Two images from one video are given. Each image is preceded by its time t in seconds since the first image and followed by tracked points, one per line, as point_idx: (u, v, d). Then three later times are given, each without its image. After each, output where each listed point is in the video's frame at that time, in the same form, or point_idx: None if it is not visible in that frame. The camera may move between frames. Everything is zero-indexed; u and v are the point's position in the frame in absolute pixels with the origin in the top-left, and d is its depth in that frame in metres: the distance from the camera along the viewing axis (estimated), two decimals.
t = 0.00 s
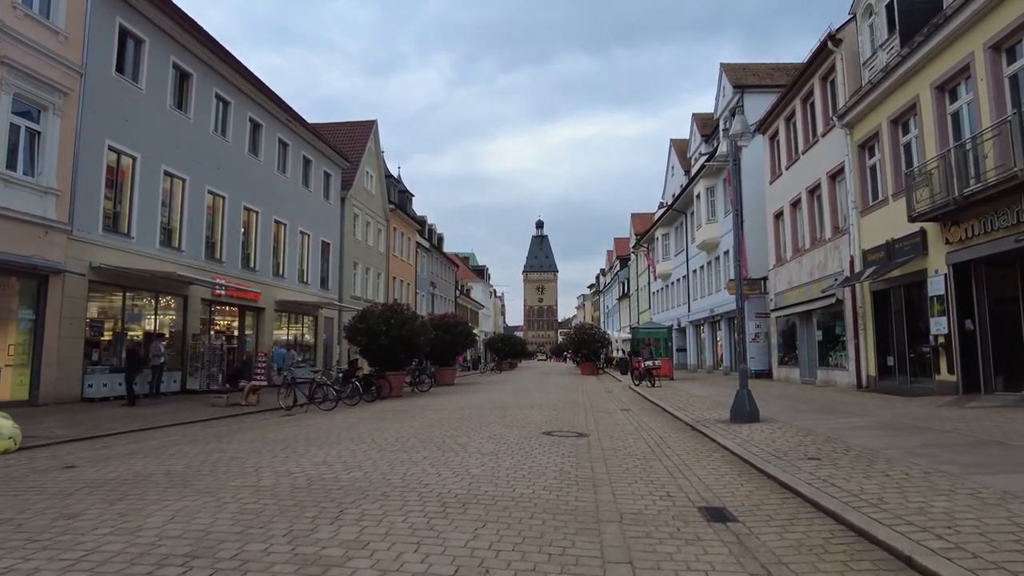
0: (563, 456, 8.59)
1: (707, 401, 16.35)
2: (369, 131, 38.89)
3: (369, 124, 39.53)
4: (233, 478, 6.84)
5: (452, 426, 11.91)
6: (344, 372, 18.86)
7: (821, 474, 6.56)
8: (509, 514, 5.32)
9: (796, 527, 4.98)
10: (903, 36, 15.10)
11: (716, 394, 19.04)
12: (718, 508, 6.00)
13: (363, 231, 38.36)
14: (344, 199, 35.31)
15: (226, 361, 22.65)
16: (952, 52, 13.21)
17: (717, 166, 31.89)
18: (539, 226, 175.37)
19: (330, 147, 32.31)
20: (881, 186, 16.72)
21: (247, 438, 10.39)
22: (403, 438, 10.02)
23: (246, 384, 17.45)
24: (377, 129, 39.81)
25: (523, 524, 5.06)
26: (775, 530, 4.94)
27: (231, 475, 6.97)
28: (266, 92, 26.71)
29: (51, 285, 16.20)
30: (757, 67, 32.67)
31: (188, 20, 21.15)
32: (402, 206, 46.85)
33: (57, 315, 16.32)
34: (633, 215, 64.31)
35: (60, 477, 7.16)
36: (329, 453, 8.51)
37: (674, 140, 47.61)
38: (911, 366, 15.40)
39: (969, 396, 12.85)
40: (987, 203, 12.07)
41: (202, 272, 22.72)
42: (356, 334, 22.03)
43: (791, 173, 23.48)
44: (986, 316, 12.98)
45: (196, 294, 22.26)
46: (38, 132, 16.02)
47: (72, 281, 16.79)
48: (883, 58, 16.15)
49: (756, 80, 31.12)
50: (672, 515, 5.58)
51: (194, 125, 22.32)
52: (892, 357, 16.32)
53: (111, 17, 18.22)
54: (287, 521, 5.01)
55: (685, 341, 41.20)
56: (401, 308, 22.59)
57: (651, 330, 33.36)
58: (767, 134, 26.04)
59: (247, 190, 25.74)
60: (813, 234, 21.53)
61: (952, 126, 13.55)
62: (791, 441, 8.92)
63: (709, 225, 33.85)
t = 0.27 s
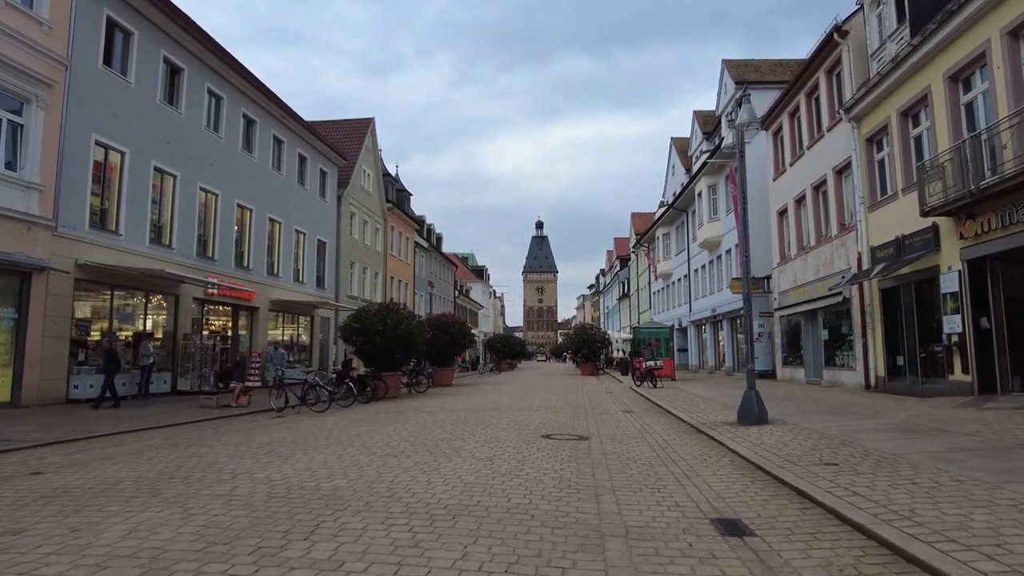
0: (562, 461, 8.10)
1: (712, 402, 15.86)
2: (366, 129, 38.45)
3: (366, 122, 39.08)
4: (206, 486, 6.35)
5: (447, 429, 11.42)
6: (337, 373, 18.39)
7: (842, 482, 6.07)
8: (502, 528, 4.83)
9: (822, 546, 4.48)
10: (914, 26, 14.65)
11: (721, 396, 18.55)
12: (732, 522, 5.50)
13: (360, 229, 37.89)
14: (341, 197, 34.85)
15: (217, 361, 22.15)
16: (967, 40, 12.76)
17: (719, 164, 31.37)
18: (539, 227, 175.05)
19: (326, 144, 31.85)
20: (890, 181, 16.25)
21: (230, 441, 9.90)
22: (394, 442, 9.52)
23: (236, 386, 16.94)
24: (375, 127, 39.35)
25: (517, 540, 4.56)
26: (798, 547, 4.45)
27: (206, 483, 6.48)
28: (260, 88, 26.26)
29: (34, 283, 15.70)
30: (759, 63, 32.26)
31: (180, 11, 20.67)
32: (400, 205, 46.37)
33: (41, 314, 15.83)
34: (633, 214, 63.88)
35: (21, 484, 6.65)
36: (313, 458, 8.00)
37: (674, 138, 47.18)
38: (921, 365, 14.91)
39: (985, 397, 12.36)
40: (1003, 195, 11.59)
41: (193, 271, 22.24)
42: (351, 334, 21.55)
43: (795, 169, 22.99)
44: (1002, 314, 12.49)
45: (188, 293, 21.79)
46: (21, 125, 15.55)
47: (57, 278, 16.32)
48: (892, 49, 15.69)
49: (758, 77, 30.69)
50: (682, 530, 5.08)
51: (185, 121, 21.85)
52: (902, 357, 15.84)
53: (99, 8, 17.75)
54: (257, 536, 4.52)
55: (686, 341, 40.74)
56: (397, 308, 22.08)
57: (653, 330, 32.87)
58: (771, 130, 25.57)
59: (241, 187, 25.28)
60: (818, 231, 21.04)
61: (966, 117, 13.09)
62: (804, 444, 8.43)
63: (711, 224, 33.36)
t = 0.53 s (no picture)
0: (562, 470, 7.62)
1: (717, 405, 15.37)
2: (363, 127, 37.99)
3: (363, 120, 38.62)
4: (178, 500, 5.86)
5: (443, 434, 10.93)
6: (330, 376, 17.95)
7: (866, 495, 5.58)
8: (495, 552, 4.34)
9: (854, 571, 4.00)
10: (926, 16, 14.18)
11: (725, 398, 18.07)
12: (750, 541, 5.00)
13: (357, 229, 37.41)
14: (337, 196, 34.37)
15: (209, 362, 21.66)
16: (982, 29, 12.29)
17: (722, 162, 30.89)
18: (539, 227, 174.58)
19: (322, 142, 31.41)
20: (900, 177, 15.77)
21: (214, 449, 9.41)
22: (385, 448, 9.04)
23: (226, 388, 16.46)
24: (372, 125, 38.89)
25: (512, 566, 4.07)
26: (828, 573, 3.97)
27: (177, 496, 5.99)
28: (255, 84, 25.80)
29: (17, 282, 15.23)
30: (762, 60, 31.83)
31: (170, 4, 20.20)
32: (398, 204, 45.92)
33: (25, 314, 15.35)
34: (634, 214, 63.45)
35: None
36: (297, 468, 7.52)
37: (675, 137, 46.75)
38: (933, 367, 14.43)
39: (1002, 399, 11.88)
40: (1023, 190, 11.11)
41: (185, 270, 21.77)
42: (347, 335, 21.06)
43: (800, 166, 22.51)
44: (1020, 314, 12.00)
45: (179, 293, 21.32)
46: (5, 119, 15.08)
47: (41, 278, 15.84)
48: (902, 41, 15.22)
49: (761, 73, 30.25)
50: (695, 551, 4.60)
51: (177, 117, 21.39)
52: (913, 358, 15.36)
53: None
54: (221, 562, 4.04)
55: (688, 342, 40.27)
56: (394, 308, 21.61)
57: (654, 331, 32.40)
58: (775, 127, 25.09)
59: (234, 185, 24.80)
60: (824, 229, 20.58)
61: (981, 109, 12.64)
62: (818, 451, 7.94)
63: (712, 223, 32.89)
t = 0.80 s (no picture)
0: (565, 475, 7.11)
1: (724, 406, 14.86)
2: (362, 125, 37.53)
3: (362, 118, 38.17)
4: (145, 509, 5.34)
5: (438, 436, 10.44)
6: (325, 376, 17.47)
7: (900, 506, 5.06)
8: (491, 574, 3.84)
9: None
10: (940, 4, 13.70)
11: (731, 398, 17.56)
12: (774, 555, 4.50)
13: (355, 227, 36.95)
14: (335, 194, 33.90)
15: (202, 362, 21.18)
16: (1002, 15, 11.81)
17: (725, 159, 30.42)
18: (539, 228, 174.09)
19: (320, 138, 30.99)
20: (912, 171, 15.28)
21: (196, 451, 8.91)
22: (377, 452, 8.54)
23: (216, 388, 15.97)
24: (371, 123, 38.43)
25: None
26: None
27: (146, 504, 5.48)
28: (250, 79, 25.33)
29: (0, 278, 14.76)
30: (766, 55, 31.37)
31: None
32: (397, 203, 45.47)
33: (8, 312, 14.88)
34: (635, 214, 62.98)
35: None
36: (281, 473, 7.03)
37: (677, 135, 46.30)
38: (947, 366, 13.94)
39: None
40: None
41: (178, 267, 21.28)
42: (343, 335, 20.57)
43: (806, 162, 22.01)
44: None
45: (171, 291, 20.84)
46: None
47: (26, 274, 15.36)
48: (915, 31, 14.74)
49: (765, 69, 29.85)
50: (715, 570, 4.10)
51: (169, 111, 20.91)
52: (925, 358, 14.87)
53: None
54: None
55: (690, 342, 39.80)
56: (390, 307, 21.13)
57: (656, 331, 31.90)
58: (780, 123, 24.61)
59: (228, 182, 24.33)
60: (831, 227, 20.10)
61: (999, 99, 12.16)
62: (838, 456, 7.44)
63: (715, 222, 32.34)
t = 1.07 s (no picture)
0: (565, 487, 6.59)
1: (731, 411, 14.32)
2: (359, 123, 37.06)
3: (359, 116, 37.69)
4: (101, 529, 4.82)
5: (433, 442, 9.93)
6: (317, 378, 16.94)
7: (940, 527, 4.53)
8: None
9: None
10: None
11: (736, 402, 17.02)
12: None
13: (353, 227, 36.44)
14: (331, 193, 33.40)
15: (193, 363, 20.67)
16: None
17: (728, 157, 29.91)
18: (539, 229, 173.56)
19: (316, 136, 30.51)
20: (925, 167, 14.76)
21: (174, 460, 8.38)
22: (365, 461, 8.01)
23: (204, 391, 15.43)
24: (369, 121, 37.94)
25: None
26: None
27: (103, 522, 4.95)
28: (244, 74, 24.84)
29: None
30: (769, 52, 30.89)
31: None
32: (395, 202, 44.96)
33: None
34: (636, 214, 62.47)
35: None
36: (259, 485, 6.51)
37: (679, 134, 45.82)
38: (961, 368, 13.43)
39: None
40: None
41: (169, 267, 20.79)
42: (337, 336, 20.06)
43: (812, 159, 21.48)
44: None
45: (162, 291, 20.34)
46: None
47: (8, 273, 14.87)
48: (929, 20, 14.24)
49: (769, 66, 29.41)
50: None
51: (160, 106, 20.42)
52: (938, 360, 14.35)
53: None
54: None
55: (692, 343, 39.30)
56: (387, 306, 20.63)
57: (658, 332, 31.39)
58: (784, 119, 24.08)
59: (221, 179, 23.83)
60: (838, 225, 19.58)
61: (1019, 90, 11.66)
62: (860, 466, 6.91)
63: (719, 221, 31.96)
